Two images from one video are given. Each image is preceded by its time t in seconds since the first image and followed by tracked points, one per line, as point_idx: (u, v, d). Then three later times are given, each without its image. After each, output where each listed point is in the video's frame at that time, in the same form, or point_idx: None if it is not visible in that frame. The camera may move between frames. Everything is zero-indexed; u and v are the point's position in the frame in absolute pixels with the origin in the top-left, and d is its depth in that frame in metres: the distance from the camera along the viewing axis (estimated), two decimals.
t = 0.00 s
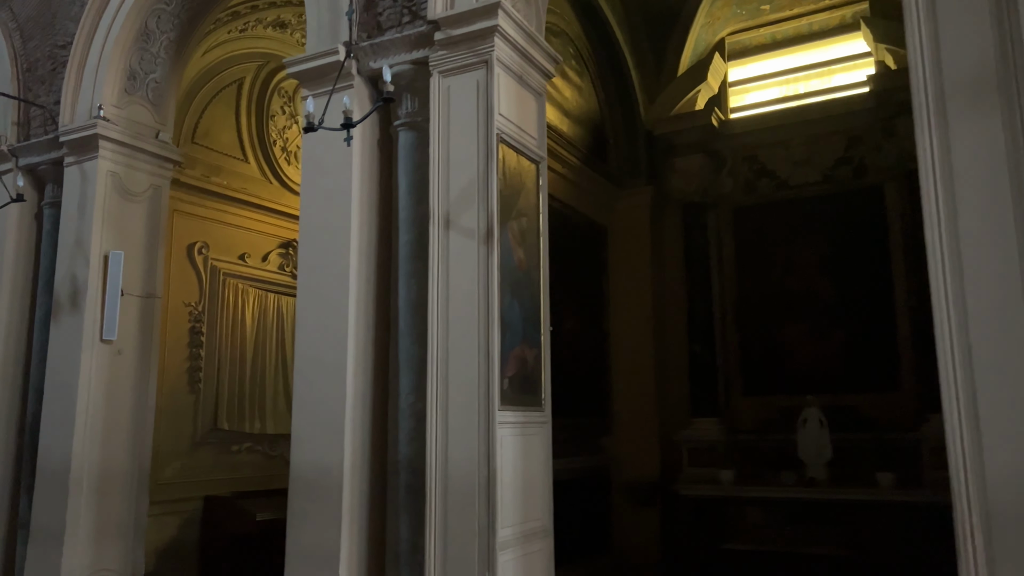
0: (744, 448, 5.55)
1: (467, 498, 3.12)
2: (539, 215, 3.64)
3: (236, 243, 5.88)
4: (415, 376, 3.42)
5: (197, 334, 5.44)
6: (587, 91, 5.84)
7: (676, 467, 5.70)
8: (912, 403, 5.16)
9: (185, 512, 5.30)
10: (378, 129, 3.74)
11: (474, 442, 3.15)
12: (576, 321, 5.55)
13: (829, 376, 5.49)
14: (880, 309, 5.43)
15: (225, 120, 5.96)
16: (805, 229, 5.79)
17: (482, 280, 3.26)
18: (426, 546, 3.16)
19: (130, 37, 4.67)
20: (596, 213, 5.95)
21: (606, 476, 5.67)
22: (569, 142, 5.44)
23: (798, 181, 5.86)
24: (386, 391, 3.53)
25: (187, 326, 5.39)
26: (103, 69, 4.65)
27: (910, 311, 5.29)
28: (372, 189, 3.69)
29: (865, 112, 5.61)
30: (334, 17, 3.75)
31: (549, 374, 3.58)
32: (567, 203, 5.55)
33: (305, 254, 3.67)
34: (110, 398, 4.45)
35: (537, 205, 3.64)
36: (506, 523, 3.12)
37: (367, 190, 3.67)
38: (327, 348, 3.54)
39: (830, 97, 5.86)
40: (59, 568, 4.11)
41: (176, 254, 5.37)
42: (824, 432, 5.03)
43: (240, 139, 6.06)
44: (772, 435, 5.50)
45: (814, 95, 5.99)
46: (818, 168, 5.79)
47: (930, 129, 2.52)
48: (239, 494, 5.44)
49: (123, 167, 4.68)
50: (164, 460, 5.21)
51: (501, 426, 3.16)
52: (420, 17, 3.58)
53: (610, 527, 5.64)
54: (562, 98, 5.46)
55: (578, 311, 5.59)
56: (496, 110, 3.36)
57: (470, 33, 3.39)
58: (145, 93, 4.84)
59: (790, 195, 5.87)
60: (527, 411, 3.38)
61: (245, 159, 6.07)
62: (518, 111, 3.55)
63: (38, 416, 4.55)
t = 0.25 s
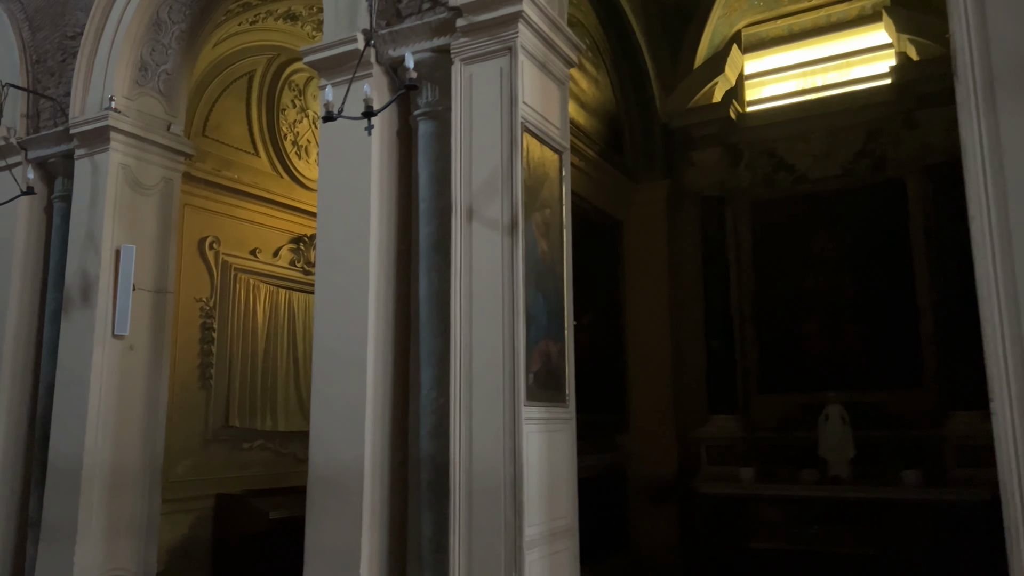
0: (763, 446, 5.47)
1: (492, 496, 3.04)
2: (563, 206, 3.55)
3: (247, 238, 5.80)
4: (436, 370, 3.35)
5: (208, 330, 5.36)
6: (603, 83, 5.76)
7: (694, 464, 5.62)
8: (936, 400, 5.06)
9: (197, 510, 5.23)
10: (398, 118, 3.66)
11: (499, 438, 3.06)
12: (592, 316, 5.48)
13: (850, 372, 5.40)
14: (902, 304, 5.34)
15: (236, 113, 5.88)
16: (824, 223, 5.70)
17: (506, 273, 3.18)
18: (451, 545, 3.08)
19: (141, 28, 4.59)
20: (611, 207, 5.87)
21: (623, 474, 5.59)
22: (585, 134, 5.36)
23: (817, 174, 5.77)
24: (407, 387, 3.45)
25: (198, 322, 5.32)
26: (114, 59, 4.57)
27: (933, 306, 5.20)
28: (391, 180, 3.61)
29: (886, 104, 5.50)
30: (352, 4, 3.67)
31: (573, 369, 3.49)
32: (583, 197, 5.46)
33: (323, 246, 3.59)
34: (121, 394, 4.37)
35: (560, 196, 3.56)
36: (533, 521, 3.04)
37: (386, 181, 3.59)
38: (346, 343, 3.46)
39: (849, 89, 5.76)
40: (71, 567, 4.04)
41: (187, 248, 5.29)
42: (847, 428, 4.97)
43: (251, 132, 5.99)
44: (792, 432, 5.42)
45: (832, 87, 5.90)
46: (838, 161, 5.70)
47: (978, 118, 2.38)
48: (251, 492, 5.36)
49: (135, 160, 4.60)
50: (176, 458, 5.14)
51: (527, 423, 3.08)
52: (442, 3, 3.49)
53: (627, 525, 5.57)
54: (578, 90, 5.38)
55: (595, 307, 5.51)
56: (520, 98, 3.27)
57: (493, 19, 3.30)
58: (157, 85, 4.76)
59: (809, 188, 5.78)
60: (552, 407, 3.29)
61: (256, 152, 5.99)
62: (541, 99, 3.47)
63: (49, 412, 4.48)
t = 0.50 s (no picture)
0: (784, 447, 5.37)
1: (520, 500, 2.95)
2: (588, 202, 3.46)
3: (259, 235, 5.71)
4: (459, 370, 3.25)
5: (220, 329, 5.27)
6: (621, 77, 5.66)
7: (713, 466, 5.52)
8: (962, 400, 4.95)
9: (209, 512, 5.15)
10: (418, 112, 3.57)
11: (526, 440, 2.97)
12: (610, 315, 5.38)
13: (874, 372, 5.30)
14: (927, 302, 5.23)
15: (247, 109, 5.80)
16: (846, 220, 5.59)
17: (533, 270, 3.08)
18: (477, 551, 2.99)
19: (153, 21, 4.50)
20: (629, 203, 5.77)
21: (641, 475, 5.50)
22: (603, 129, 5.26)
23: (839, 170, 5.66)
24: (429, 388, 3.38)
25: (210, 321, 5.23)
26: (125, 53, 4.48)
27: (959, 304, 5.09)
28: (410, 176, 3.52)
29: (910, 98, 5.40)
30: None
31: (599, 370, 3.38)
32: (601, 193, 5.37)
33: (342, 244, 3.51)
34: (133, 394, 4.29)
35: (585, 192, 3.46)
36: (561, 527, 2.94)
37: (405, 177, 3.50)
38: (366, 342, 3.38)
39: (871, 83, 5.65)
40: (84, 570, 3.96)
41: (198, 246, 5.20)
42: (872, 429, 4.86)
43: (262, 129, 5.91)
44: (814, 433, 5.31)
45: (853, 81, 5.79)
46: (860, 157, 5.59)
47: None
48: (264, 494, 5.28)
49: (147, 156, 4.51)
50: (187, 459, 5.06)
51: (554, 425, 2.98)
52: None
53: (645, 528, 5.48)
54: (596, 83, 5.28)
55: (612, 304, 5.42)
56: (546, 90, 3.18)
57: (517, 9, 3.21)
58: (169, 79, 4.67)
59: (830, 184, 5.67)
60: (579, 409, 3.20)
61: (267, 149, 5.90)
62: (566, 92, 3.37)
63: (60, 413, 4.39)
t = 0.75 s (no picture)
0: (805, 446, 5.29)
1: (549, 502, 2.88)
2: (615, 196, 3.37)
3: (272, 232, 5.64)
4: (483, 367, 3.18)
5: (233, 326, 5.21)
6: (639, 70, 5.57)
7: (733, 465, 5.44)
8: (989, 399, 4.87)
9: (224, 512, 5.09)
10: (440, 104, 3.48)
11: (555, 440, 2.89)
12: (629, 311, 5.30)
13: (898, 369, 5.18)
14: (952, 299, 5.13)
15: (259, 103, 5.72)
16: (868, 216, 5.50)
17: (561, 265, 3.00)
18: (504, 553, 2.91)
19: (166, 13, 4.43)
20: (647, 198, 5.69)
21: (660, 474, 5.43)
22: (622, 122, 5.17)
23: (860, 165, 5.57)
24: (452, 386, 3.30)
25: (223, 318, 5.16)
26: (138, 46, 4.41)
27: (985, 301, 5.00)
28: (432, 170, 3.44)
29: (934, 92, 5.31)
30: None
31: (626, 368, 3.30)
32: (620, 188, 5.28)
33: (363, 238, 3.43)
34: (148, 393, 4.22)
35: (612, 186, 3.38)
36: (591, 529, 2.87)
37: (427, 170, 3.43)
38: (388, 339, 3.30)
39: (893, 76, 5.58)
40: (99, 572, 3.90)
41: (211, 243, 5.13)
42: (897, 425, 4.82)
43: (275, 124, 5.83)
44: (836, 432, 5.23)
45: (874, 74, 5.72)
46: (882, 151, 5.50)
47: None
48: (278, 493, 5.22)
49: (160, 150, 4.44)
50: (201, 458, 4.99)
51: (584, 423, 2.90)
52: None
53: (665, 528, 5.41)
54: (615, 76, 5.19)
55: (631, 301, 5.34)
56: (572, 81, 3.10)
57: None
58: (182, 73, 4.60)
59: (852, 179, 5.58)
60: (608, 407, 3.12)
61: (280, 144, 5.83)
62: (593, 82, 3.29)
63: (74, 411, 4.33)
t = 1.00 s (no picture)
0: (831, 441, 5.20)
1: (584, 496, 2.81)
2: (647, 184, 3.30)
3: (289, 225, 5.59)
4: (513, 359, 3.10)
5: (252, 320, 5.16)
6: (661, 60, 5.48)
7: (757, 460, 5.36)
8: (1023, 394, 4.76)
9: (243, 508, 5.04)
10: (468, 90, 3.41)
11: (590, 433, 2.83)
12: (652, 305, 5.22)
13: (924, 363, 5.11)
14: (982, 292, 5.04)
15: (277, 95, 5.66)
16: (896, 208, 5.41)
17: (595, 254, 2.93)
18: (538, 548, 2.85)
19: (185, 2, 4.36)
20: (669, 190, 5.61)
21: (683, 470, 5.35)
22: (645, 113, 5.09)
23: (887, 155, 5.48)
24: (481, 378, 3.24)
25: (241, 311, 5.11)
26: (157, 35, 4.35)
27: (1016, 293, 4.90)
28: (460, 158, 3.37)
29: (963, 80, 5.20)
30: None
31: (659, 360, 3.22)
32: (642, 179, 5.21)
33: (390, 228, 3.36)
34: (168, 386, 4.17)
35: (644, 173, 3.30)
36: (628, 524, 2.80)
37: (454, 159, 3.36)
38: (416, 331, 3.24)
39: (919, 65, 5.48)
40: (120, 569, 3.84)
41: (229, 235, 5.08)
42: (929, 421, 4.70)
43: (291, 116, 5.76)
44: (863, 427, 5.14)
45: (899, 63, 5.63)
46: (909, 142, 5.40)
47: None
48: (298, 489, 5.17)
49: (179, 141, 4.38)
50: (220, 453, 4.94)
51: (619, 416, 2.83)
52: None
53: (688, 524, 5.34)
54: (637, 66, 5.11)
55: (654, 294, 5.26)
56: (606, 66, 3.02)
57: None
58: (200, 63, 4.54)
59: (878, 171, 5.51)
60: (642, 399, 3.05)
61: (297, 136, 5.77)
62: (625, 68, 3.21)
63: (94, 406, 4.28)
